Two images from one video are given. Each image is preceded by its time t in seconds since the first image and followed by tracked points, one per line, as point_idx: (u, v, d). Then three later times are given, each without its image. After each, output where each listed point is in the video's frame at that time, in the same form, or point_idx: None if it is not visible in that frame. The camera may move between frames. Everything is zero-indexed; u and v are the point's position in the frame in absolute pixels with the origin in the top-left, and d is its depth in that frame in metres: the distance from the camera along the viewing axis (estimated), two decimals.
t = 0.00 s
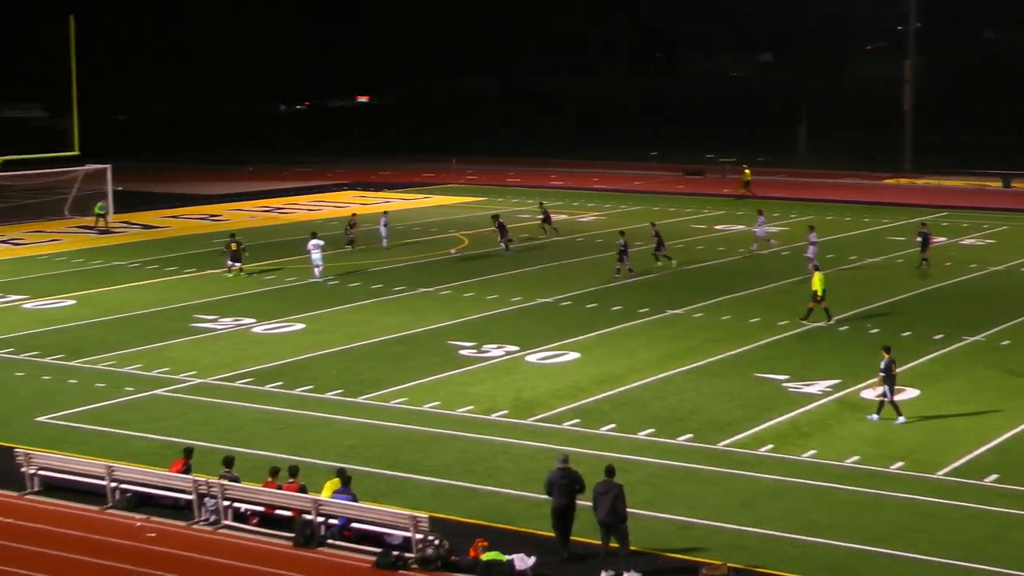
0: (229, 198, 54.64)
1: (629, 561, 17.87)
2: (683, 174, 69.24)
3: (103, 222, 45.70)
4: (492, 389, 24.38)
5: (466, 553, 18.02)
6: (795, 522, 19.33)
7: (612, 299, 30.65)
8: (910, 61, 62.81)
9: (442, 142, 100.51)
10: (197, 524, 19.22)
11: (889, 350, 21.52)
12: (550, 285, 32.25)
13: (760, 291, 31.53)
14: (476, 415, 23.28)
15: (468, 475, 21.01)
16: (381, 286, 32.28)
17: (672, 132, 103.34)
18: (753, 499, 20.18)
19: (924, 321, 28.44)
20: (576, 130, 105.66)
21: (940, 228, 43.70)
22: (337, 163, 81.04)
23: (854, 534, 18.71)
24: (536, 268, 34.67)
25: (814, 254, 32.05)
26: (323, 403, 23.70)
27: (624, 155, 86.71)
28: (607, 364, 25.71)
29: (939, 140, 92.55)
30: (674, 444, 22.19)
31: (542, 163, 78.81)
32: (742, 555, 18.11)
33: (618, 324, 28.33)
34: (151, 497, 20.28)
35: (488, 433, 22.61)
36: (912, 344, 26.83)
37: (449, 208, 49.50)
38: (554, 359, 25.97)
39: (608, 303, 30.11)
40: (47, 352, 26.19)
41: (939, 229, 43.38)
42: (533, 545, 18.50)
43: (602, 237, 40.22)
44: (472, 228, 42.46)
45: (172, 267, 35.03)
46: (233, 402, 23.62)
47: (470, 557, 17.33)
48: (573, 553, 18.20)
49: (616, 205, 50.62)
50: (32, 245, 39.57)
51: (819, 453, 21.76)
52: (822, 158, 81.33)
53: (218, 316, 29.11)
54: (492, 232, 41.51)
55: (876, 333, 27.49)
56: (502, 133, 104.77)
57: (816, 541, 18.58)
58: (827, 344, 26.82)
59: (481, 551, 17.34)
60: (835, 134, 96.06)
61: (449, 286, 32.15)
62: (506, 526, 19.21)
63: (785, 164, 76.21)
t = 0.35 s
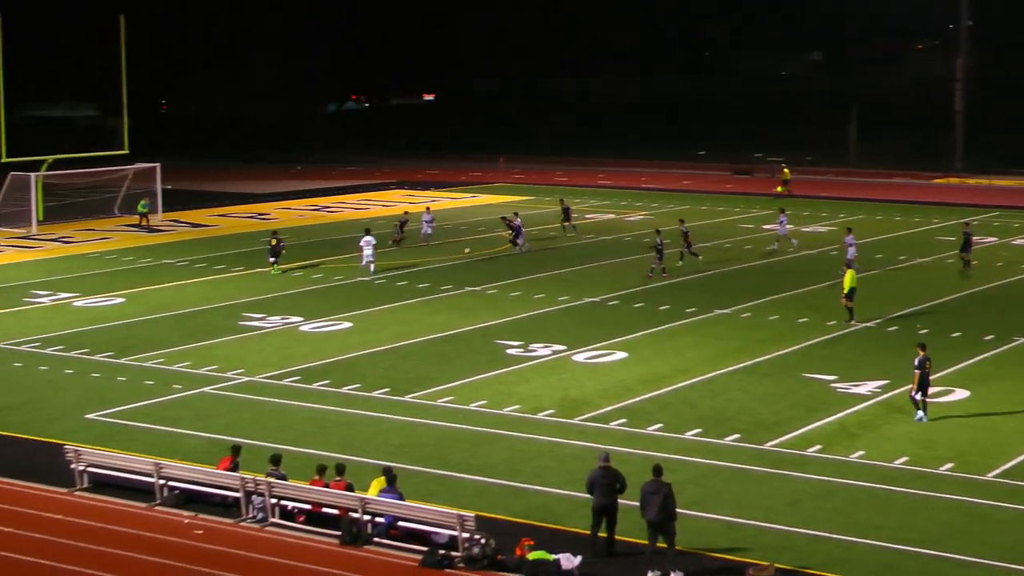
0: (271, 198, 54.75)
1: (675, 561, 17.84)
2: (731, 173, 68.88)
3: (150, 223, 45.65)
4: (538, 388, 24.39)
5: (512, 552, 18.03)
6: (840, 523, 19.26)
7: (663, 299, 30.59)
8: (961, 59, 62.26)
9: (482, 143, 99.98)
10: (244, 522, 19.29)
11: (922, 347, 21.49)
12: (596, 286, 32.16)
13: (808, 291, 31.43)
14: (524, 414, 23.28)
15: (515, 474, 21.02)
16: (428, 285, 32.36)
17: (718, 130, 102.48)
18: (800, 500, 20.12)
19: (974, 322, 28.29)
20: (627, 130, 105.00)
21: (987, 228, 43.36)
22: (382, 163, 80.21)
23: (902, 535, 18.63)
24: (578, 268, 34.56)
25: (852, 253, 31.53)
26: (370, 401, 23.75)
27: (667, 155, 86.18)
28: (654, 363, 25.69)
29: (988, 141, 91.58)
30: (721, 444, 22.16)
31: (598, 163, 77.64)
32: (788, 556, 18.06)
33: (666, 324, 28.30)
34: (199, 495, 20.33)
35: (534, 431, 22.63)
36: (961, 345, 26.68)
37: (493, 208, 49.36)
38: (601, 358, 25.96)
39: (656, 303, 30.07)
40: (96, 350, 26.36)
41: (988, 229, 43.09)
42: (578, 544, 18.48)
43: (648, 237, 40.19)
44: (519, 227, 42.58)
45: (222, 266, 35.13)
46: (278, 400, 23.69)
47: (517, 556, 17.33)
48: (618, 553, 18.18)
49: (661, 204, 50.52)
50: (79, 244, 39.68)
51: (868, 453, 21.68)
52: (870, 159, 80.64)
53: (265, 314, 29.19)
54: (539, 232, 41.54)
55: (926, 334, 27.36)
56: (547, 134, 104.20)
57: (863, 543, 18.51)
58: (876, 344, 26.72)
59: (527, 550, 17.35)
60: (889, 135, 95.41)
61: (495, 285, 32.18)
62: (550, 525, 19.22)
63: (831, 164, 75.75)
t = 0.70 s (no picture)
0: (296, 198, 54.67)
1: (709, 561, 17.77)
2: (768, 172, 68.64)
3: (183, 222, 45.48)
4: (573, 387, 24.39)
5: (547, 551, 17.99)
6: (876, 521, 19.23)
7: (702, 299, 30.56)
8: (1002, 57, 62.18)
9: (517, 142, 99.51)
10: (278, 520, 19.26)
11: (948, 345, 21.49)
12: (634, 284, 32.16)
13: (843, 289, 31.45)
14: (559, 413, 23.29)
15: (551, 473, 21.01)
16: (464, 283, 32.42)
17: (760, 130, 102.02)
18: (835, 498, 20.09)
19: (1009, 321, 28.32)
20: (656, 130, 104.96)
21: None
22: (419, 163, 78.54)
23: (940, 534, 18.60)
24: (609, 268, 34.47)
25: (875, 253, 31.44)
26: (405, 400, 23.77)
27: (709, 154, 85.83)
28: (688, 362, 25.71)
29: None
30: (756, 442, 22.16)
31: (635, 161, 78.79)
32: (825, 554, 18.03)
33: (702, 323, 28.30)
34: (233, 492, 20.29)
35: (570, 430, 22.61)
36: (997, 343, 26.70)
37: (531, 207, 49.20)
38: (636, 357, 25.99)
39: (693, 301, 30.06)
40: (131, 348, 26.49)
41: None
42: (612, 542, 18.44)
43: (684, 236, 40.22)
44: (552, 226, 42.66)
45: (255, 264, 35.20)
46: (313, 398, 23.74)
47: (552, 555, 17.28)
48: (652, 552, 18.11)
49: (697, 203, 50.43)
50: (122, 241, 39.95)
51: (902, 452, 21.67)
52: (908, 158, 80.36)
53: (299, 313, 29.21)
54: (573, 230, 41.52)
55: (962, 333, 27.38)
56: (587, 133, 103.80)
57: (900, 542, 18.48)
58: (912, 343, 26.76)
59: (563, 549, 17.31)
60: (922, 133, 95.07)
61: (530, 284, 32.24)
62: (585, 523, 19.19)
63: (867, 163, 75.61)
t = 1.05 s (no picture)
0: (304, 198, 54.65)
1: (724, 560, 17.74)
2: (780, 171, 68.66)
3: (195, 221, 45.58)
4: (587, 386, 24.40)
5: (561, 551, 17.94)
6: (890, 520, 19.21)
7: (714, 298, 30.51)
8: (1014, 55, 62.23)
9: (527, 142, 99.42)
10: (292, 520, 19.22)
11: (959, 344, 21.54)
12: (644, 284, 32.19)
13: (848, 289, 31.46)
14: (572, 412, 23.29)
15: (565, 472, 21.00)
16: (477, 283, 32.43)
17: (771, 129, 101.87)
18: (849, 497, 20.07)
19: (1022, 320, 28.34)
20: (664, 129, 104.92)
21: None
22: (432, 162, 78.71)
23: (955, 534, 18.59)
24: (619, 268, 34.39)
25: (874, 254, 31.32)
26: (418, 400, 23.76)
27: (724, 153, 85.91)
28: (701, 361, 25.72)
29: None
30: (770, 442, 22.15)
31: (647, 159, 78.85)
32: (839, 554, 18.01)
33: (716, 323, 28.30)
34: (246, 492, 20.24)
35: (584, 430, 22.61)
36: (1012, 343, 26.70)
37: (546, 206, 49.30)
38: (649, 356, 26.00)
39: (706, 301, 30.07)
40: (145, 348, 26.50)
41: None
42: (625, 542, 18.41)
43: (696, 235, 40.20)
44: (566, 226, 42.64)
45: (268, 264, 35.19)
46: (327, 398, 23.74)
47: (566, 554, 17.25)
48: (666, 550, 18.08)
49: (711, 203, 50.38)
50: (133, 242, 39.90)
51: (915, 452, 21.67)
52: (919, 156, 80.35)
53: (313, 313, 29.19)
54: (584, 230, 41.48)
55: (976, 332, 27.38)
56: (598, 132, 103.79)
57: (914, 541, 18.46)
58: (925, 342, 26.78)
59: (577, 548, 17.28)
60: (933, 133, 94.73)
61: (542, 283, 32.28)
62: (598, 523, 19.17)
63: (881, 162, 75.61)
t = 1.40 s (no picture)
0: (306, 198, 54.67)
1: (732, 559, 17.71)
2: (787, 171, 68.81)
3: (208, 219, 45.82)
4: (596, 386, 24.44)
5: (570, 550, 17.93)
6: (898, 519, 19.22)
7: (722, 298, 30.51)
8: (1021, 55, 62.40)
9: (532, 142, 99.48)
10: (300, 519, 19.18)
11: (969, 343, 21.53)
12: (650, 283, 32.23)
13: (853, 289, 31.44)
14: (581, 411, 23.32)
15: (574, 471, 21.00)
16: (485, 283, 32.45)
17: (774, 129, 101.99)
18: (857, 496, 20.07)
19: None
20: (668, 129, 105.13)
21: None
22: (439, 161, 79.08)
23: (963, 534, 18.59)
24: (624, 268, 34.35)
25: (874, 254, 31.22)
26: (427, 400, 23.75)
27: (726, 152, 86.12)
28: (710, 360, 25.76)
29: None
30: (778, 441, 22.17)
31: (654, 159, 79.11)
32: (848, 553, 18.01)
33: (725, 322, 28.35)
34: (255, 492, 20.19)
35: (592, 429, 22.61)
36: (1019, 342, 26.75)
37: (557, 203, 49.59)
38: (658, 356, 26.04)
39: (715, 301, 30.10)
40: (154, 347, 26.49)
41: None
42: (634, 541, 18.39)
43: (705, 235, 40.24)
44: (574, 225, 42.66)
45: (275, 264, 35.21)
46: (337, 398, 23.74)
47: (574, 553, 17.22)
48: (675, 549, 18.05)
49: (719, 202, 50.44)
50: (140, 241, 39.81)
51: (923, 451, 21.69)
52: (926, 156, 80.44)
53: (321, 313, 29.20)
54: (593, 230, 41.51)
55: (984, 332, 27.42)
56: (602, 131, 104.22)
57: (923, 540, 18.46)
58: (934, 342, 26.82)
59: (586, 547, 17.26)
60: (938, 133, 94.88)
61: (551, 283, 32.29)
62: (606, 522, 19.15)
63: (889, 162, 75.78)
